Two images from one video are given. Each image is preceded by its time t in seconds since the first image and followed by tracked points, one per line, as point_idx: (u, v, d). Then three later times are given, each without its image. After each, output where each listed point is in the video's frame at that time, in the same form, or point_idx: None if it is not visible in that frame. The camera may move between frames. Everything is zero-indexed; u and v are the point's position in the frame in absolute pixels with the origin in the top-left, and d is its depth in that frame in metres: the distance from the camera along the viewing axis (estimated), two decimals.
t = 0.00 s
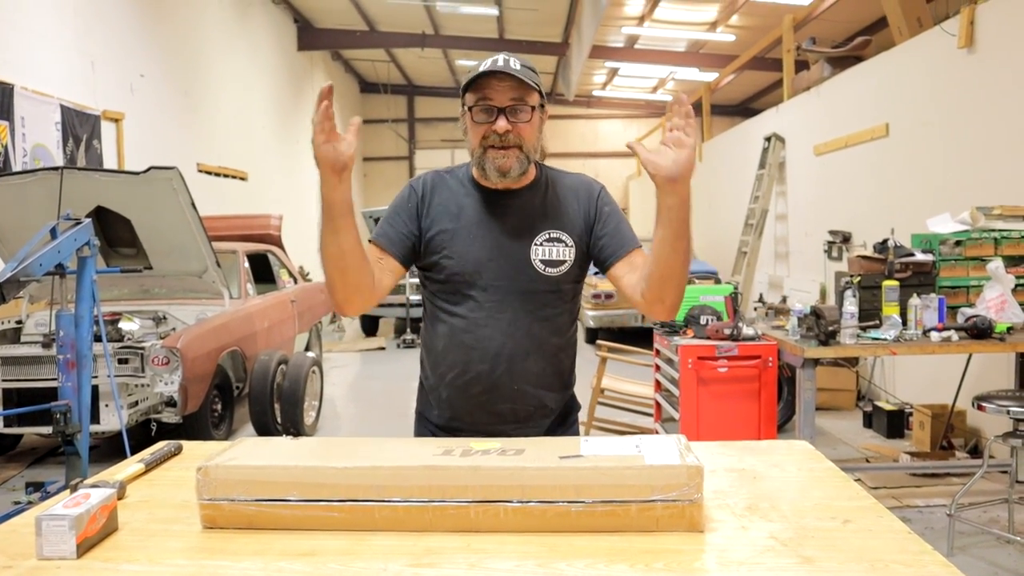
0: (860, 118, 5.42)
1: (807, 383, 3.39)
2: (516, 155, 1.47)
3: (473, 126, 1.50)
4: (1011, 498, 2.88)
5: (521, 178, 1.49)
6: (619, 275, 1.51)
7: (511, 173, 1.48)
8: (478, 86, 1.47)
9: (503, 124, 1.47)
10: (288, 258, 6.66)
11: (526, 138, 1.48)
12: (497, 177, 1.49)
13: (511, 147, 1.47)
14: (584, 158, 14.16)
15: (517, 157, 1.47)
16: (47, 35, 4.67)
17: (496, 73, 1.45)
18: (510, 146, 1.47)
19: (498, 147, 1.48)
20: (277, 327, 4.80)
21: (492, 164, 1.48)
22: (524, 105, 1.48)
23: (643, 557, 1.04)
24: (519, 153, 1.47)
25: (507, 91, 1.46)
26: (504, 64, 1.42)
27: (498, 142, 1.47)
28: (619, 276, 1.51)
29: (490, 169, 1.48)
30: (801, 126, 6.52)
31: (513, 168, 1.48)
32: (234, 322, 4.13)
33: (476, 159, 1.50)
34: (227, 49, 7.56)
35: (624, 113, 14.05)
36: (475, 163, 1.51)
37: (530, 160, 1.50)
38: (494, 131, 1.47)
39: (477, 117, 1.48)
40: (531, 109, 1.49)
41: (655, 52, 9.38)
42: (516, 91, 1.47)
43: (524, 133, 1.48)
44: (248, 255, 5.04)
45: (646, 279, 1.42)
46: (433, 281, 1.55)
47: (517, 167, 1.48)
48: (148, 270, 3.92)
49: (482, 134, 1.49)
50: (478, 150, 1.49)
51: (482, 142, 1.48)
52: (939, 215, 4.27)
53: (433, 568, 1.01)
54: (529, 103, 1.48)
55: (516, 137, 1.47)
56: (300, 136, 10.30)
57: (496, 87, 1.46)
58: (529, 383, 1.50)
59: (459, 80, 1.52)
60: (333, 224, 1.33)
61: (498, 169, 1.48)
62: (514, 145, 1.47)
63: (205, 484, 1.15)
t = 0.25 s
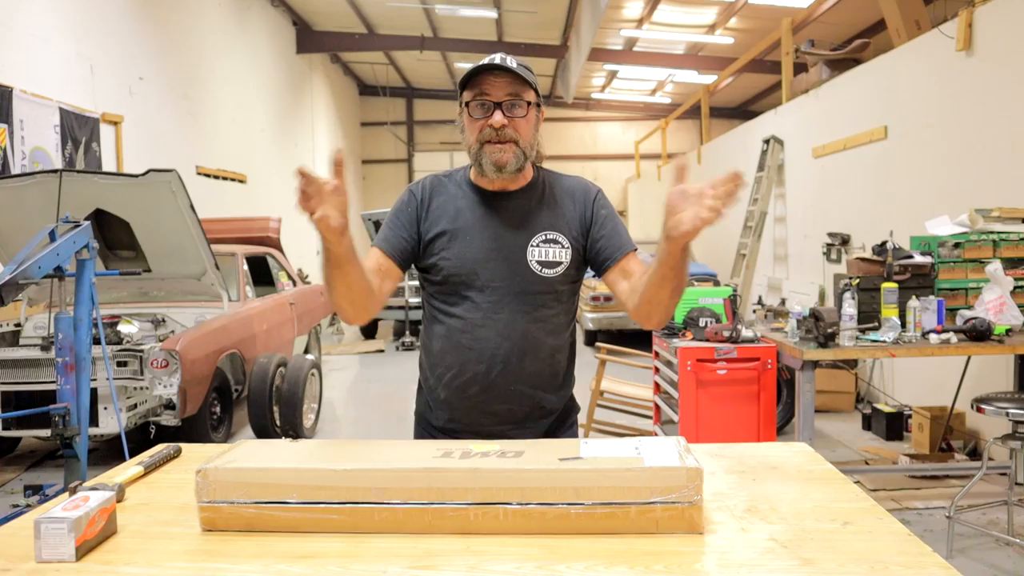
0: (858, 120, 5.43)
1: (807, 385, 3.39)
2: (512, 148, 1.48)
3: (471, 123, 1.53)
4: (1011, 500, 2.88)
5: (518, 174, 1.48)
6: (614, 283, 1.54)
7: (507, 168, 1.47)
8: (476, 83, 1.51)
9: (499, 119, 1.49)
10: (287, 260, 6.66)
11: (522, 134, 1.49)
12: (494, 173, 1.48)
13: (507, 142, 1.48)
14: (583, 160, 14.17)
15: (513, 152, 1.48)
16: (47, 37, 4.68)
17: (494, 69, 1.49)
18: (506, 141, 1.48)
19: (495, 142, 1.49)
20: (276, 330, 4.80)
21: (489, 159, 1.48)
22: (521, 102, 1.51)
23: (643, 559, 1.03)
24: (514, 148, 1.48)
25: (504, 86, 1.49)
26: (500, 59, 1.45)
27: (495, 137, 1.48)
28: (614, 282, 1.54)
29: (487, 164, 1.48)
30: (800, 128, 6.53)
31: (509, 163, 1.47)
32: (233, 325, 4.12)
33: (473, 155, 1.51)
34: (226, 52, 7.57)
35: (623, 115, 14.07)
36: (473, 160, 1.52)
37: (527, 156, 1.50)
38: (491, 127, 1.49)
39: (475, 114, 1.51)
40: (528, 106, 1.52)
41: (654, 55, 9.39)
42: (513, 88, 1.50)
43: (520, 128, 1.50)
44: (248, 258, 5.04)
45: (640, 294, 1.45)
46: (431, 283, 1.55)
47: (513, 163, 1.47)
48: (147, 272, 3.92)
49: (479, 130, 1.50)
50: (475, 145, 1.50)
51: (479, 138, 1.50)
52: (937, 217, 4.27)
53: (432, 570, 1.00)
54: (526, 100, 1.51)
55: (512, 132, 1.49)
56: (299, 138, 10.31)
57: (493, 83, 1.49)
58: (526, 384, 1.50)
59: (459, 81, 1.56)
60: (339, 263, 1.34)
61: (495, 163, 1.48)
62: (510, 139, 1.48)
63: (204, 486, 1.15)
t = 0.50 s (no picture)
0: (856, 122, 5.45)
1: (806, 386, 3.39)
2: (511, 151, 1.48)
3: (470, 126, 1.53)
4: (1011, 501, 2.88)
5: (517, 178, 1.48)
6: (608, 291, 1.55)
7: (506, 172, 1.47)
8: (476, 86, 1.51)
9: (499, 122, 1.49)
10: (286, 263, 6.66)
11: (521, 138, 1.49)
12: (493, 177, 1.48)
13: (506, 145, 1.48)
14: (582, 162, 14.19)
15: (512, 156, 1.48)
16: (45, 41, 4.68)
17: (494, 72, 1.49)
18: (505, 144, 1.48)
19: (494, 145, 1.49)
20: (275, 332, 4.79)
21: (488, 163, 1.48)
22: (520, 106, 1.51)
23: (643, 561, 1.03)
24: (513, 152, 1.48)
25: (503, 88, 1.50)
26: (500, 61, 1.46)
27: (494, 140, 1.48)
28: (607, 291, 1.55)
29: (486, 168, 1.48)
30: (798, 129, 6.54)
31: (508, 167, 1.47)
32: (233, 328, 4.12)
33: (472, 158, 1.50)
34: (224, 55, 7.58)
35: (621, 117, 14.09)
36: (471, 163, 1.52)
37: (525, 160, 1.51)
38: (490, 129, 1.49)
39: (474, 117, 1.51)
40: (527, 110, 1.52)
41: (652, 56, 9.41)
42: (512, 91, 1.50)
43: (519, 132, 1.50)
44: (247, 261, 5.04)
45: (632, 308, 1.45)
46: (431, 287, 1.55)
47: (512, 167, 1.48)
48: (145, 275, 3.92)
49: (479, 133, 1.50)
50: (474, 149, 1.50)
51: (478, 141, 1.49)
52: (936, 218, 4.28)
53: (432, 572, 1.00)
54: (525, 103, 1.52)
55: (512, 135, 1.49)
56: (297, 141, 10.31)
57: (493, 86, 1.49)
58: (526, 387, 1.50)
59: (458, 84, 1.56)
60: (348, 289, 1.32)
61: (494, 168, 1.48)
62: (509, 143, 1.48)
63: (203, 489, 1.15)
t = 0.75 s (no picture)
0: (856, 124, 5.46)
1: (804, 389, 3.40)
2: (514, 154, 1.49)
3: (473, 129, 1.53)
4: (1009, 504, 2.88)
5: (520, 182, 1.49)
6: (609, 295, 1.55)
7: (509, 176, 1.48)
8: (478, 89, 1.51)
9: (502, 125, 1.49)
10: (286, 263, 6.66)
11: (524, 142, 1.50)
12: (496, 181, 1.49)
13: (509, 149, 1.49)
14: (581, 163, 14.20)
15: (515, 160, 1.48)
16: (45, 40, 4.68)
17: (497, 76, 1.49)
18: (508, 148, 1.48)
19: (497, 148, 1.49)
20: (274, 333, 4.79)
21: (491, 168, 1.48)
22: (523, 109, 1.51)
23: (642, 561, 1.04)
24: (517, 154, 1.48)
25: (506, 92, 1.50)
26: (503, 65, 1.46)
27: (497, 143, 1.48)
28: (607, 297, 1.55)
29: (489, 173, 1.49)
30: (798, 131, 6.55)
31: (512, 171, 1.48)
32: (232, 328, 4.11)
33: (475, 162, 1.51)
34: (224, 55, 7.58)
35: (621, 119, 14.11)
36: (474, 166, 1.52)
37: (528, 164, 1.51)
38: (493, 132, 1.49)
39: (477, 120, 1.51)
40: (530, 112, 1.52)
41: (652, 58, 9.42)
42: (515, 94, 1.50)
43: (522, 134, 1.50)
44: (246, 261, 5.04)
45: (633, 317, 1.45)
46: (432, 288, 1.55)
47: (516, 172, 1.48)
48: (145, 275, 3.91)
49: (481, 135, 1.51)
50: (477, 151, 1.50)
51: (481, 144, 1.50)
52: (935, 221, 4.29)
53: (431, 572, 1.00)
54: (528, 105, 1.52)
55: (515, 138, 1.49)
56: (297, 141, 10.32)
57: (495, 89, 1.50)
58: (526, 389, 1.50)
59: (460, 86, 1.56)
60: (347, 314, 1.34)
61: (497, 171, 1.48)
62: (512, 147, 1.48)
63: (203, 488, 1.15)
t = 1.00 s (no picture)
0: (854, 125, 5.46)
1: (803, 389, 3.40)
2: (517, 176, 1.47)
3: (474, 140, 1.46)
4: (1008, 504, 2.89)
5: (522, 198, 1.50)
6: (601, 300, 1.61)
7: (512, 194, 1.49)
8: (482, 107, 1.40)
9: (506, 148, 1.43)
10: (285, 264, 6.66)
11: (529, 161, 1.46)
12: (498, 197, 1.50)
13: (513, 168, 1.46)
14: (580, 164, 14.21)
15: (519, 181, 1.47)
16: (43, 41, 4.68)
17: (503, 96, 1.38)
18: (512, 169, 1.45)
19: (500, 167, 1.46)
20: (273, 333, 4.79)
21: (495, 186, 1.48)
22: (529, 127, 1.43)
23: (641, 561, 1.04)
24: (520, 176, 1.47)
25: (512, 114, 1.40)
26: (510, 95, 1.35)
27: (501, 164, 1.45)
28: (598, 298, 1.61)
29: (492, 189, 1.49)
30: (797, 131, 6.55)
31: (514, 191, 1.48)
32: (231, 329, 4.11)
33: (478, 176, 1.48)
34: (223, 56, 7.58)
35: (620, 119, 14.12)
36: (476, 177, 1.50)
37: (531, 180, 1.50)
38: (496, 154, 1.44)
39: (480, 138, 1.43)
40: (535, 129, 1.44)
41: (650, 59, 9.43)
42: (521, 115, 1.41)
43: (527, 155, 1.46)
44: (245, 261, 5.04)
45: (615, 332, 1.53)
46: (433, 286, 1.55)
47: (518, 190, 1.49)
48: (144, 276, 3.91)
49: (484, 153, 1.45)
50: (479, 167, 1.47)
51: (483, 162, 1.45)
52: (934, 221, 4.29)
53: (431, 572, 1.01)
54: (534, 125, 1.43)
55: (519, 161, 1.45)
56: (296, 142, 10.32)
57: (501, 111, 1.40)
58: (528, 387, 1.50)
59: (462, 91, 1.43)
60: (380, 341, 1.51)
61: (500, 191, 1.48)
62: (516, 170, 1.46)
63: (202, 488, 1.15)
